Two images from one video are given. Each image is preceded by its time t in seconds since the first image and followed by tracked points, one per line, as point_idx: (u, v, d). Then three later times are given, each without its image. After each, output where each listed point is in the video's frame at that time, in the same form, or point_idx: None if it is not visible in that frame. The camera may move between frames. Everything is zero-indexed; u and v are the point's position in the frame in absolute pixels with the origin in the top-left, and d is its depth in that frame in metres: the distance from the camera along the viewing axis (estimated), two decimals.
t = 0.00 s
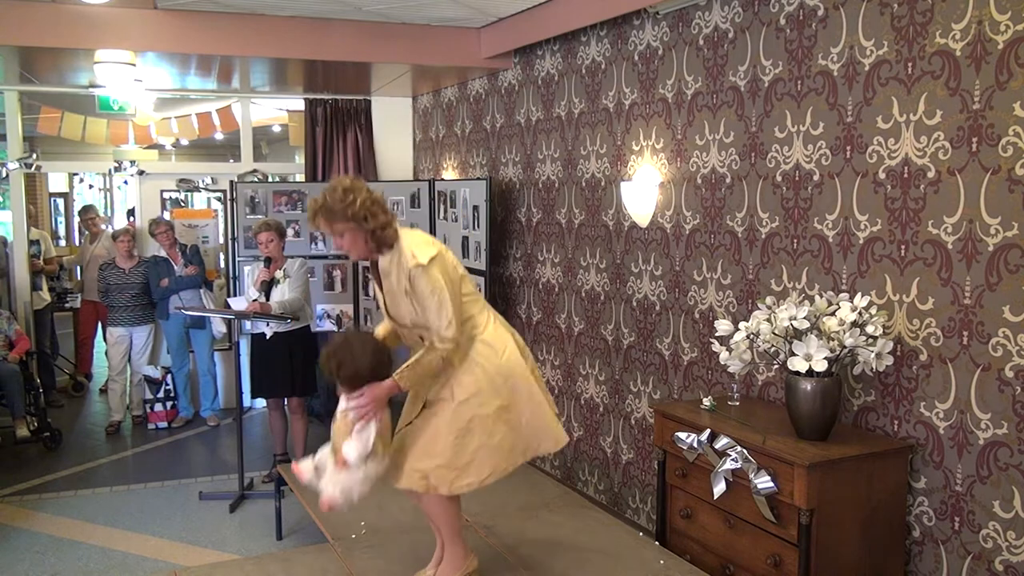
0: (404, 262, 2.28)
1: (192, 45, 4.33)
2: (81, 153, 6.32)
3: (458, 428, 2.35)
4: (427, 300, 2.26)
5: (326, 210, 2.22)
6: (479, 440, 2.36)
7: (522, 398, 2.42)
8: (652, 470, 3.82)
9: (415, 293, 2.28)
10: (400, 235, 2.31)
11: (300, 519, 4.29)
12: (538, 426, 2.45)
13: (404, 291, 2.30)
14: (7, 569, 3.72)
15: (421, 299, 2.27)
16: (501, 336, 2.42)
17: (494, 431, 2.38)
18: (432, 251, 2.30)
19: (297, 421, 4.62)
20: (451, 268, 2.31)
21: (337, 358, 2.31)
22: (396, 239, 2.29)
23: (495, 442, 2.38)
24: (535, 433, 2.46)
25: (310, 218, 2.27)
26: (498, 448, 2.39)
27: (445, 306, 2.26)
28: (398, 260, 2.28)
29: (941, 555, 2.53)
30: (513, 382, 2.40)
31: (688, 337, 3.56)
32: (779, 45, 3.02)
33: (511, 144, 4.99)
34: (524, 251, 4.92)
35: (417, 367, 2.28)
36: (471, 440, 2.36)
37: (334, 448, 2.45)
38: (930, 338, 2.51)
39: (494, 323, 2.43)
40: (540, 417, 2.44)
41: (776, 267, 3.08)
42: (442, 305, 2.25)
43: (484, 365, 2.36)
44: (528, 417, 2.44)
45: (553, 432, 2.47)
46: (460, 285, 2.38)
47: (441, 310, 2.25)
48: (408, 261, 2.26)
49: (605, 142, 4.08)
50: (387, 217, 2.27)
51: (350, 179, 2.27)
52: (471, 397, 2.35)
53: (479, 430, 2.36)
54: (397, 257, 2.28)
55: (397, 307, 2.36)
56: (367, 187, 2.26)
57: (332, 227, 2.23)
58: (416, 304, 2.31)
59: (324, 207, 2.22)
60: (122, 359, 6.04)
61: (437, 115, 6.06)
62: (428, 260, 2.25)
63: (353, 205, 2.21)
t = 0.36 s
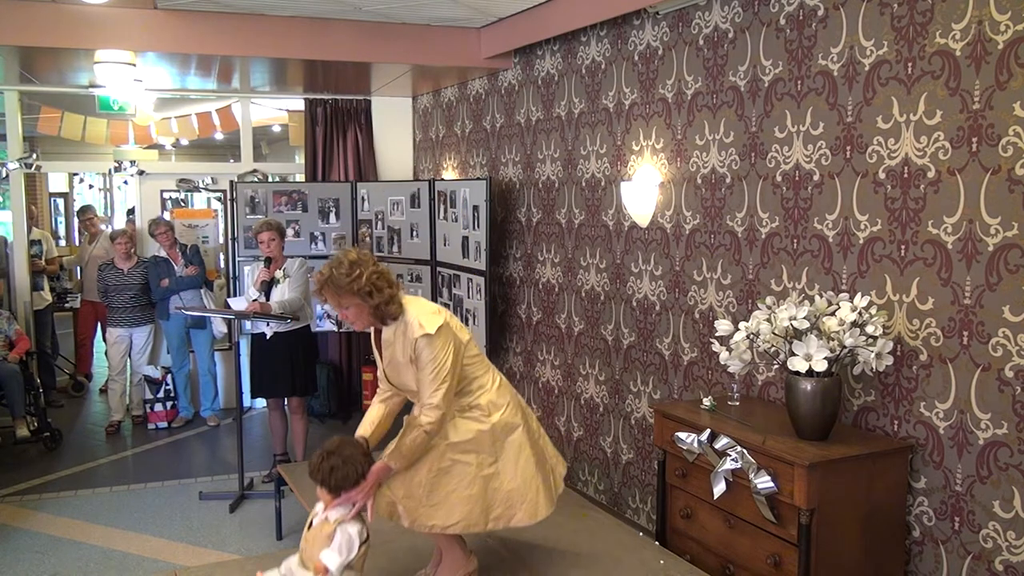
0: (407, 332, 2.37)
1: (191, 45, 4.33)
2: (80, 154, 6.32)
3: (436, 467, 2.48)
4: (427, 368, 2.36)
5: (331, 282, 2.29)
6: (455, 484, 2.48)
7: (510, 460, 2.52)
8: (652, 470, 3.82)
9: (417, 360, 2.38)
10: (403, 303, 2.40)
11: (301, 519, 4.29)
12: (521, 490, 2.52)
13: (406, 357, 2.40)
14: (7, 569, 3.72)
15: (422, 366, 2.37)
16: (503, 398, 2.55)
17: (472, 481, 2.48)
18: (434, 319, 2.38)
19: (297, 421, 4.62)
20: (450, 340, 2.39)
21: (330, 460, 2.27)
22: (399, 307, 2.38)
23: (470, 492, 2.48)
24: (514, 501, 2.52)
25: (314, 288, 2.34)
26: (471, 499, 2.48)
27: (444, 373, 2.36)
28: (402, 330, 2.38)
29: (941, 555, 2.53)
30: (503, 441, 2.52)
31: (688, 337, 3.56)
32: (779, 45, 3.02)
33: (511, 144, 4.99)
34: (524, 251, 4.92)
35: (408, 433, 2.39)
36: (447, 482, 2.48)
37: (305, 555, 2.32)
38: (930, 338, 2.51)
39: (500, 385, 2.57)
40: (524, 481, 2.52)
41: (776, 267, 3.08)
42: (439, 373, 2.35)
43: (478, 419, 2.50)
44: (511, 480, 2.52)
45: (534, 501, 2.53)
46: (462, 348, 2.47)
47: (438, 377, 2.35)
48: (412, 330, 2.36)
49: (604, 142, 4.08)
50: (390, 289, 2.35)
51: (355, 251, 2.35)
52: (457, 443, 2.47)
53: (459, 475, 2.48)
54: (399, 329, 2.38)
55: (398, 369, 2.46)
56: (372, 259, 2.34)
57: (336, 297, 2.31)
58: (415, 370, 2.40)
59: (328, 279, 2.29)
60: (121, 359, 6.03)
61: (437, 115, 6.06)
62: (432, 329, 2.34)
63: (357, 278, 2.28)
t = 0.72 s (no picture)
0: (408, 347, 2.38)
1: (191, 46, 4.33)
2: (80, 154, 6.32)
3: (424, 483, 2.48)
4: (425, 384, 2.36)
5: (336, 294, 2.31)
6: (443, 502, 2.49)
7: (500, 480, 2.54)
8: (652, 470, 3.82)
9: (415, 375, 2.39)
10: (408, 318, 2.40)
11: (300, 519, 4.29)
12: (507, 509, 2.54)
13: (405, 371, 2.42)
14: (7, 569, 3.72)
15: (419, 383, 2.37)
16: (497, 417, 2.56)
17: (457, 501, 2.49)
18: (436, 337, 2.38)
19: (297, 422, 4.62)
20: (451, 358, 2.39)
21: (331, 495, 2.30)
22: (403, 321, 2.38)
23: (458, 510, 2.50)
24: (500, 522, 2.54)
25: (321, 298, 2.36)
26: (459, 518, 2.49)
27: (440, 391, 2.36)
28: (404, 343, 2.39)
29: (941, 556, 2.53)
30: (496, 462, 2.53)
31: (688, 337, 3.56)
32: (779, 45, 3.02)
33: (511, 144, 4.99)
34: (524, 251, 4.92)
35: (403, 453, 2.33)
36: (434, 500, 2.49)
37: None
38: (930, 338, 2.51)
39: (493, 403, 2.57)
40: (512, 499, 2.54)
41: (776, 267, 3.08)
42: (435, 390, 2.35)
43: (473, 436, 2.50)
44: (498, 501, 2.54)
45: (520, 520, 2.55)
46: (463, 366, 2.46)
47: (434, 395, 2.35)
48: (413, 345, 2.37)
49: (604, 142, 4.08)
50: (395, 303, 2.35)
51: (364, 263, 2.36)
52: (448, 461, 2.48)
53: (448, 493, 2.49)
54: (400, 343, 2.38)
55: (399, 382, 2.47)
56: (377, 272, 2.34)
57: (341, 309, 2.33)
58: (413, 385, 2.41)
59: (335, 290, 2.30)
60: (121, 359, 6.03)
61: (437, 115, 6.06)
62: (434, 345, 2.35)
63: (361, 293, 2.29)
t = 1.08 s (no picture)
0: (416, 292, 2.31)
1: (191, 46, 4.33)
2: (80, 154, 6.32)
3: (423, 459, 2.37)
4: (436, 331, 2.27)
5: (341, 238, 2.25)
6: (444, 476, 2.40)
7: (500, 446, 2.46)
8: (652, 470, 3.82)
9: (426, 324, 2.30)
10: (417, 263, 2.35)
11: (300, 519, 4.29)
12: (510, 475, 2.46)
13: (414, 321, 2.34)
14: (7, 569, 3.72)
15: (429, 330, 2.29)
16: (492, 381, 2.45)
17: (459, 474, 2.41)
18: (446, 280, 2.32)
19: (297, 421, 4.62)
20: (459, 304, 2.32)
21: (341, 496, 2.35)
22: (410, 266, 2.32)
23: (464, 486, 2.43)
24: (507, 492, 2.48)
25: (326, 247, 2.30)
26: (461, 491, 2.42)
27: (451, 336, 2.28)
28: (413, 290, 2.32)
29: (941, 555, 2.53)
30: (497, 434, 2.45)
31: (688, 337, 3.56)
32: (779, 45, 3.02)
33: (511, 144, 4.99)
34: (524, 250, 4.92)
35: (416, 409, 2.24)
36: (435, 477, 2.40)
37: None
38: (930, 338, 2.51)
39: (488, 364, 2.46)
40: (513, 466, 2.45)
41: (776, 267, 3.08)
42: (446, 337, 2.27)
43: (476, 405, 2.42)
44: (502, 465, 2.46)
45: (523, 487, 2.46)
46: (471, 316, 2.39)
47: (446, 339, 2.27)
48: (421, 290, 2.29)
49: (604, 142, 4.08)
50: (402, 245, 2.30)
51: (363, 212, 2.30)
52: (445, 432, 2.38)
53: (451, 467, 2.40)
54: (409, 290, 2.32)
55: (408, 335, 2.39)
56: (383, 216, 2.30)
57: (345, 256, 2.27)
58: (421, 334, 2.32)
59: (337, 243, 2.25)
60: (122, 359, 6.03)
61: (437, 115, 6.06)
62: (444, 288, 2.27)
63: (368, 235, 2.24)
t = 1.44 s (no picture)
0: (434, 189, 2.54)
1: (191, 45, 4.33)
2: (80, 154, 6.33)
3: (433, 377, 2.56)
4: (464, 224, 2.50)
5: (353, 142, 2.43)
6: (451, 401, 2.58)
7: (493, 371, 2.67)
8: (652, 470, 3.82)
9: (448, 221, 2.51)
10: (427, 165, 2.59)
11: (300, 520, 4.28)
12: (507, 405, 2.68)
13: (434, 218, 2.54)
14: (7, 569, 3.72)
15: (456, 221, 2.50)
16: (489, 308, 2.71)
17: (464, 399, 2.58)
18: (457, 178, 2.57)
19: (297, 421, 4.62)
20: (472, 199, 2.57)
21: (347, 496, 2.34)
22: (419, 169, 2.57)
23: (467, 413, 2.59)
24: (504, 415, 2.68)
25: (333, 160, 2.48)
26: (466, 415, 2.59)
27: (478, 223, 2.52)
28: (430, 188, 2.55)
29: (941, 555, 2.53)
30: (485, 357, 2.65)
31: (688, 337, 3.56)
32: (779, 45, 3.02)
33: (511, 144, 4.99)
34: (523, 250, 4.92)
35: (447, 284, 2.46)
36: (442, 400, 2.57)
37: None
38: (930, 338, 2.51)
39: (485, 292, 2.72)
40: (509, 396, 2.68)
41: (776, 267, 3.08)
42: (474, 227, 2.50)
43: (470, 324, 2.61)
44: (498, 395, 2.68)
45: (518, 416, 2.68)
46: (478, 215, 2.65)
47: (476, 226, 2.51)
48: (441, 187, 2.53)
49: (604, 142, 4.08)
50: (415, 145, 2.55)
51: (365, 120, 2.48)
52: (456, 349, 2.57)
53: (452, 393, 2.58)
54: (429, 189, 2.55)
55: (426, 237, 2.56)
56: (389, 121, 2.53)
57: (354, 166, 2.45)
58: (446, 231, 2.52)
59: (347, 152, 2.44)
60: (121, 359, 6.03)
61: (437, 116, 6.06)
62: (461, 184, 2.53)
63: (374, 138, 2.42)
